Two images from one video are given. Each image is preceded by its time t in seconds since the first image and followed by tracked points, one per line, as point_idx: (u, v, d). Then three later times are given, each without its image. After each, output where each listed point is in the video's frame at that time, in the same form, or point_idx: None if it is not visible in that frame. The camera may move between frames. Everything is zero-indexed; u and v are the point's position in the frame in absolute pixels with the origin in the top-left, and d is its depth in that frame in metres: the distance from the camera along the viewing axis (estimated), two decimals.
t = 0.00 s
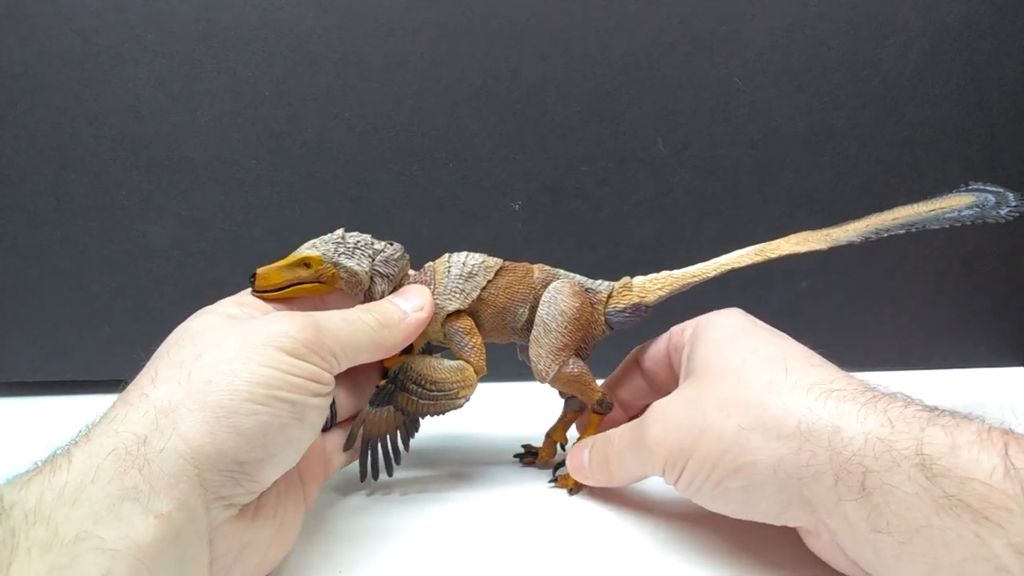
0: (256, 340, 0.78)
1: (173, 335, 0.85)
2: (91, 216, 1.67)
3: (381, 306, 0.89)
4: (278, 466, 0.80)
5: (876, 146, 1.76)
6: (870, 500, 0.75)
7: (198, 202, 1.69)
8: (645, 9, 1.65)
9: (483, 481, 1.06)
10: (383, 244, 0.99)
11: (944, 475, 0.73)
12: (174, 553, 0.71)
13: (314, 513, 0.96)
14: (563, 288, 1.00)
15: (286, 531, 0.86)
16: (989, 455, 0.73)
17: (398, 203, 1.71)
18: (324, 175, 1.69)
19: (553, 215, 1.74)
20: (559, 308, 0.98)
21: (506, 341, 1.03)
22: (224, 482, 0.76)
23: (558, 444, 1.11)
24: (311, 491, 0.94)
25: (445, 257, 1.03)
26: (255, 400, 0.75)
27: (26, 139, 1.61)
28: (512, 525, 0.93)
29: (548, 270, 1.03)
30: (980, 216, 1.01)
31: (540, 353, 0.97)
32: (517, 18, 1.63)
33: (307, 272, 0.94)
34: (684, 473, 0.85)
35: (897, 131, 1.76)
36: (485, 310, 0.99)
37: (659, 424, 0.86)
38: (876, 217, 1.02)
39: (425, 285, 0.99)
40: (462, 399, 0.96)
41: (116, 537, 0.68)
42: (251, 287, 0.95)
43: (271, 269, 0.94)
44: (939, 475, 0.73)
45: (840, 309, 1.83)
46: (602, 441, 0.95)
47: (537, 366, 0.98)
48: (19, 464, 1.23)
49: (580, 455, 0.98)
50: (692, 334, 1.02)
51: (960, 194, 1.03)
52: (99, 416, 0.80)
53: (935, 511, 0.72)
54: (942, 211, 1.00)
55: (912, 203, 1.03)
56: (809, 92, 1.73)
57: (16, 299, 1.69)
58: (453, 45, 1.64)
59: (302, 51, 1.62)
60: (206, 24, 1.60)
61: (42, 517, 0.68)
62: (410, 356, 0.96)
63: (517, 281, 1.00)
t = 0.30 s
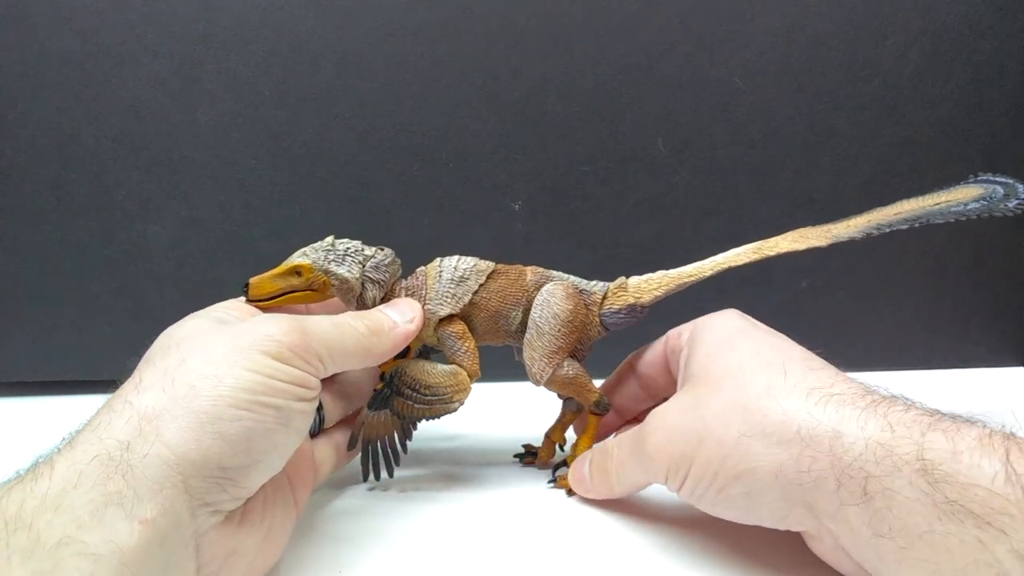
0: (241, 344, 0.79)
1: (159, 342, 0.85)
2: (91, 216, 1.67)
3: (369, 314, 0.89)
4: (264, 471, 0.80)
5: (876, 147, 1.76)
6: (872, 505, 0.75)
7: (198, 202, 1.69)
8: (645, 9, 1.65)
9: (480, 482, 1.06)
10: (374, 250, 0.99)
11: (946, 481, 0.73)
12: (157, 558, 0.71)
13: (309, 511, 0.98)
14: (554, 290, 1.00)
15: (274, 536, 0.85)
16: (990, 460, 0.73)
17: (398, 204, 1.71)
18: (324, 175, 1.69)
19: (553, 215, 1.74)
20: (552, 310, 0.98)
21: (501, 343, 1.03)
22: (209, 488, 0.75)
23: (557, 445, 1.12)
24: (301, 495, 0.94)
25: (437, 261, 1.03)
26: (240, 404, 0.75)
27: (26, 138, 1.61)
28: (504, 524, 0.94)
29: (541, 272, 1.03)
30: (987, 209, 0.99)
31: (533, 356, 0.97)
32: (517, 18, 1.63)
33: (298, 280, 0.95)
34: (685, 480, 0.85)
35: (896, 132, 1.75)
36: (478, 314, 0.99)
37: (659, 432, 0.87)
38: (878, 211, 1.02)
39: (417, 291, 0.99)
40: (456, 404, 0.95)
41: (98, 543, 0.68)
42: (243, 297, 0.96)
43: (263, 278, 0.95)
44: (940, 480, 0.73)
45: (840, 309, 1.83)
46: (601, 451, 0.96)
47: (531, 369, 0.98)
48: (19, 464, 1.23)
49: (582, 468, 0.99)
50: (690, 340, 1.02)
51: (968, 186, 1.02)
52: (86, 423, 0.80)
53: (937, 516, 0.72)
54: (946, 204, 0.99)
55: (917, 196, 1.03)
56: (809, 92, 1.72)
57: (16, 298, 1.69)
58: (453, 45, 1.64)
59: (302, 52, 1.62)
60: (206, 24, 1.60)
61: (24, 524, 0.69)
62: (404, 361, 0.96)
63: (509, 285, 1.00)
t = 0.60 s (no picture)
0: (229, 361, 0.78)
1: (145, 349, 0.85)
2: (91, 216, 1.67)
3: (360, 342, 0.91)
4: (246, 489, 0.79)
5: (876, 147, 1.76)
6: (895, 500, 0.74)
7: (198, 201, 1.69)
8: (645, 9, 1.65)
9: (480, 485, 1.06)
10: (359, 263, 0.99)
11: (971, 474, 0.73)
12: None
13: (308, 518, 0.97)
14: (543, 294, 1.00)
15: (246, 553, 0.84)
16: (1016, 454, 0.73)
17: (398, 204, 1.71)
18: (324, 175, 1.69)
19: (553, 215, 1.74)
20: (541, 315, 0.97)
21: (493, 349, 1.03)
22: (189, 505, 0.75)
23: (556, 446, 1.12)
24: (266, 517, 0.92)
25: (423, 270, 1.03)
26: (226, 423, 0.75)
27: (26, 138, 1.62)
28: (508, 527, 0.94)
29: (528, 275, 1.03)
30: (983, 190, 0.98)
31: (525, 363, 0.97)
32: (517, 18, 1.63)
33: (284, 297, 0.94)
34: (704, 477, 0.85)
35: (897, 132, 1.75)
36: (467, 321, 0.99)
37: (676, 429, 0.86)
38: (873, 196, 1.01)
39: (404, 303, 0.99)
40: (451, 412, 0.96)
41: (75, 560, 0.69)
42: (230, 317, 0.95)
43: (249, 297, 0.95)
44: (966, 475, 0.73)
45: (840, 309, 1.83)
46: (617, 453, 0.95)
47: (523, 374, 0.98)
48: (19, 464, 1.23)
49: (595, 468, 0.99)
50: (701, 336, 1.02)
51: (962, 167, 1.01)
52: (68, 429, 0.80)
53: (962, 510, 0.71)
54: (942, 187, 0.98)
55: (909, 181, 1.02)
56: (809, 93, 1.72)
57: (17, 298, 1.69)
58: (453, 45, 1.64)
59: (302, 52, 1.63)
60: (206, 24, 1.60)
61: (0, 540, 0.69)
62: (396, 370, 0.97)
63: (497, 290, 1.00)
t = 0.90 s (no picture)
0: (265, 350, 0.79)
1: (165, 337, 0.84)
2: (91, 216, 1.67)
3: (381, 320, 0.90)
4: (274, 481, 0.81)
5: (877, 147, 1.76)
6: (871, 527, 0.75)
7: (198, 201, 1.69)
8: (645, 9, 1.65)
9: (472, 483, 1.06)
10: (386, 238, 0.99)
11: (944, 504, 0.72)
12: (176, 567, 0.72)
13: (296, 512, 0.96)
14: (563, 288, 1.00)
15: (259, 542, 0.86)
16: (988, 480, 0.71)
17: (398, 204, 1.71)
18: (324, 175, 1.69)
19: (553, 215, 1.74)
20: (558, 308, 0.98)
21: (507, 338, 1.03)
22: (229, 493, 0.76)
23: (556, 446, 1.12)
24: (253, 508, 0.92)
25: (447, 253, 1.03)
26: (271, 414, 0.76)
27: (26, 138, 1.61)
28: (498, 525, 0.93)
29: (552, 269, 1.03)
30: (1002, 232, 0.99)
31: (537, 352, 0.97)
32: (517, 19, 1.63)
33: (311, 263, 0.95)
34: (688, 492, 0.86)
35: (897, 132, 1.75)
36: (485, 308, 0.99)
37: (660, 442, 0.87)
38: (894, 227, 1.02)
39: (425, 282, 0.99)
40: (458, 395, 0.96)
41: (124, 549, 0.69)
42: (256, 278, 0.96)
43: (277, 259, 0.96)
44: (937, 504, 0.72)
45: (840, 309, 1.83)
46: (602, 446, 0.96)
47: (535, 363, 0.98)
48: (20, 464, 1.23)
49: (581, 450, 0.99)
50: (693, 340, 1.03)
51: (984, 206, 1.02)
52: (96, 415, 0.78)
53: (937, 538, 0.71)
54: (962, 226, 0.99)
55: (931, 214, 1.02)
56: (809, 93, 1.72)
57: (16, 298, 1.69)
58: (453, 45, 1.64)
59: (302, 53, 1.63)
60: (206, 25, 1.60)
61: (44, 528, 0.68)
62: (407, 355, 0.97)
63: (519, 280, 1.00)
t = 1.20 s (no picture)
0: (202, 361, 0.79)
1: (146, 333, 0.89)
2: (92, 216, 1.67)
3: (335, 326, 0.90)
4: (239, 461, 0.82)
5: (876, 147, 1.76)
6: (939, 496, 0.77)
7: (198, 201, 1.69)
8: (646, 8, 1.65)
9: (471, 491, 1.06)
10: (386, 279, 1.00)
11: (1014, 476, 0.75)
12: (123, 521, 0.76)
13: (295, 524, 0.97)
14: (572, 313, 1.02)
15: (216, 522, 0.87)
16: None
17: (399, 204, 1.71)
18: (325, 175, 1.69)
19: (554, 215, 1.75)
20: (569, 337, 1.00)
21: (514, 359, 1.08)
22: (190, 466, 0.77)
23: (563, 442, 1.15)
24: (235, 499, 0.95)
25: (450, 285, 1.07)
26: (223, 387, 0.78)
27: (26, 138, 1.61)
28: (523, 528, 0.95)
29: (555, 292, 1.06)
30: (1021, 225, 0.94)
31: (548, 378, 1.01)
32: (518, 19, 1.63)
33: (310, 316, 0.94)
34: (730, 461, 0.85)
35: (897, 131, 1.76)
36: (493, 337, 1.04)
37: (708, 405, 0.85)
38: (907, 225, 1.01)
39: (432, 318, 1.03)
40: (473, 424, 1.03)
41: None
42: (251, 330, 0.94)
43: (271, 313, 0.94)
44: (1011, 472, 0.76)
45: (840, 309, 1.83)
46: (625, 396, 0.90)
47: (548, 390, 1.01)
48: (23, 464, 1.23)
49: (585, 406, 0.93)
50: (713, 317, 1.05)
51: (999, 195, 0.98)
52: (44, 430, 0.82)
53: (1004, 508, 0.74)
54: (978, 221, 0.96)
55: (944, 209, 1.00)
56: (809, 93, 1.73)
57: (16, 299, 1.69)
58: (453, 45, 1.64)
59: (302, 52, 1.62)
60: (206, 24, 1.60)
61: None
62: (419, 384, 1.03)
63: (525, 309, 1.04)
